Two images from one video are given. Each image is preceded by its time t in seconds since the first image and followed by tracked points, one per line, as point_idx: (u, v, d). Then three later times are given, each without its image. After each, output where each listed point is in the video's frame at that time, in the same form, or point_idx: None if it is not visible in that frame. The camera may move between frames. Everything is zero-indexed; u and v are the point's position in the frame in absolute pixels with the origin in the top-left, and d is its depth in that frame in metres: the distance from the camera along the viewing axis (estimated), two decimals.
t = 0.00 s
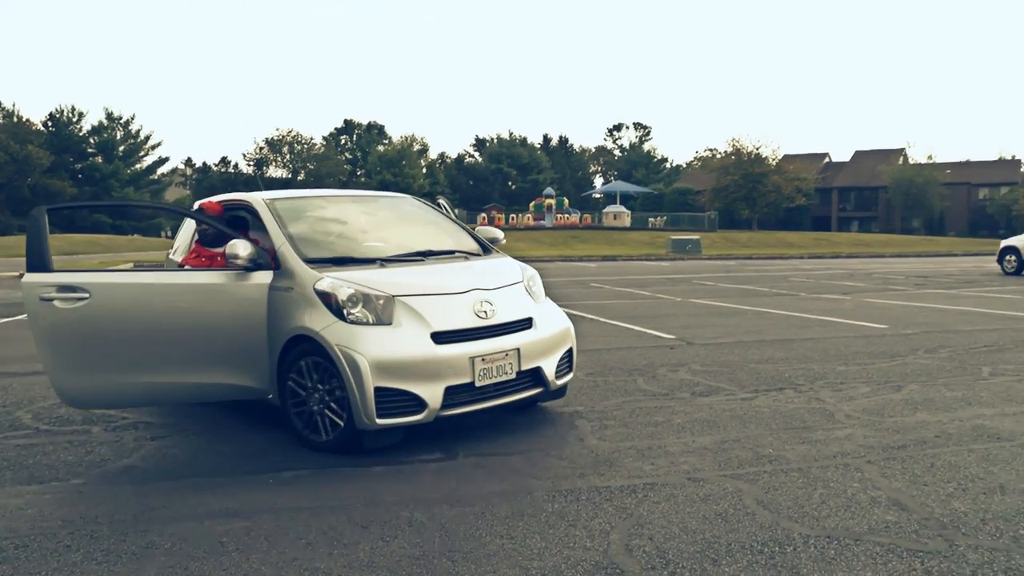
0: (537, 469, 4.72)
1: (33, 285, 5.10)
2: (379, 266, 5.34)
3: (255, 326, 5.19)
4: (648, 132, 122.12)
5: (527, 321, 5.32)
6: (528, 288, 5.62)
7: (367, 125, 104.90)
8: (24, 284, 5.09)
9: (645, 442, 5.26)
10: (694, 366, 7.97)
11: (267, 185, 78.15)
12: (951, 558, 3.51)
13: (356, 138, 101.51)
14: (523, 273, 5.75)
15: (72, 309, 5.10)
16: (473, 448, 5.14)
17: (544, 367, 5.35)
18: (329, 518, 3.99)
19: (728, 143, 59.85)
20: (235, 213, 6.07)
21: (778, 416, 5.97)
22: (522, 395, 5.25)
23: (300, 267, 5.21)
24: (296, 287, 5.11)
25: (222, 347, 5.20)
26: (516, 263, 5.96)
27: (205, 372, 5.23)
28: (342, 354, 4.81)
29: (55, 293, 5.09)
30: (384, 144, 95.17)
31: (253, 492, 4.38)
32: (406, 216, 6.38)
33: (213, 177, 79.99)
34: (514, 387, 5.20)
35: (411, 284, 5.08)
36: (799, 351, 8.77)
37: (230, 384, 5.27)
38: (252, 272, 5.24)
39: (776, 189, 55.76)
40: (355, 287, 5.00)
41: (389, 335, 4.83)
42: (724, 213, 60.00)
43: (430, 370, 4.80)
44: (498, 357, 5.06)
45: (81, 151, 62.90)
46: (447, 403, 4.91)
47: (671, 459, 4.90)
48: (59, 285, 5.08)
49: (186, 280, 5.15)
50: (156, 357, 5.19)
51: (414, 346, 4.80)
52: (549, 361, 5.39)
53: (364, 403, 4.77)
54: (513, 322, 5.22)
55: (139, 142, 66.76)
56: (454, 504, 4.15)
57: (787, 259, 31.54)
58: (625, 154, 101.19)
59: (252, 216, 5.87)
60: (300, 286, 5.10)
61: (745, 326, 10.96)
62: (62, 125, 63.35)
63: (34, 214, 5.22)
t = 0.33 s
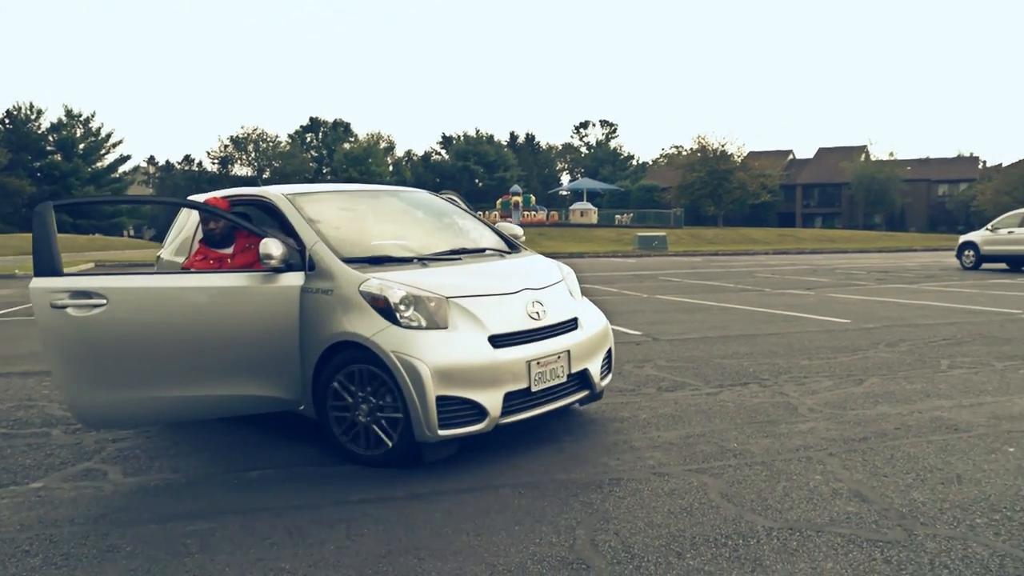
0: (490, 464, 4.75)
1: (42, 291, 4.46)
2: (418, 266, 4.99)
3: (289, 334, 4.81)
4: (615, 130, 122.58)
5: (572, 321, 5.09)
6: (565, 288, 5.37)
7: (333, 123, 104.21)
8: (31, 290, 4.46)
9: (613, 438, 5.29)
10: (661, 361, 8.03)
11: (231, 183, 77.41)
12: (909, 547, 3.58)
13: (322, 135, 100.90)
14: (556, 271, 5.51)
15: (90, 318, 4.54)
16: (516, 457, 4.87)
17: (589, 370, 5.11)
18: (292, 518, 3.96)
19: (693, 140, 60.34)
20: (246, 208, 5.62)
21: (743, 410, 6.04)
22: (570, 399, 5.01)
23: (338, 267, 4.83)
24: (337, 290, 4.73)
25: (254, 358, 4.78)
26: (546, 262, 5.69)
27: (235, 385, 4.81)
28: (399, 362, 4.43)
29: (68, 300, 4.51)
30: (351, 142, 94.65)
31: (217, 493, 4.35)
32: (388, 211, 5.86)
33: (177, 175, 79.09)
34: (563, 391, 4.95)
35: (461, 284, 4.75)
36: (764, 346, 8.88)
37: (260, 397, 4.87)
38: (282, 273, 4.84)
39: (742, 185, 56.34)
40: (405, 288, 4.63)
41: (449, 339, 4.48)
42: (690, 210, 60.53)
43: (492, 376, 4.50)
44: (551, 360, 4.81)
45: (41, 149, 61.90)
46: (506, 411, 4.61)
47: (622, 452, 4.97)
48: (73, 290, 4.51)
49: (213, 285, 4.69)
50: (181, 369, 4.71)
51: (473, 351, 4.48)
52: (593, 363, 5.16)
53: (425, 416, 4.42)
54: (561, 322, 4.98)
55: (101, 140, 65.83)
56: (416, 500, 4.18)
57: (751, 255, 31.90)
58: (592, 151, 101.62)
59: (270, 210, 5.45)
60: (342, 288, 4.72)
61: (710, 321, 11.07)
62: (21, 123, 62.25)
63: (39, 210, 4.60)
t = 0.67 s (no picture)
0: (523, 472, 4.61)
1: (61, 298, 4.22)
2: (463, 264, 4.73)
3: (324, 339, 4.52)
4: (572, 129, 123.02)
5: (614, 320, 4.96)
6: (602, 285, 5.20)
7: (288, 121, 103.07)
8: (51, 297, 4.21)
9: (572, 437, 5.31)
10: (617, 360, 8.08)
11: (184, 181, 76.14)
12: (857, 540, 3.66)
13: (277, 133, 99.77)
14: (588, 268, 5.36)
15: (115, 325, 4.28)
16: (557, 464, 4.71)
17: (632, 371, 5.00)
18: (249, 521, 3.90)
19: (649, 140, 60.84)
20: (251, 203, 5.27)
21: (697, 407, 6.11)
22: (616, 400, 4.89)
23: (381, 266, 4.54)
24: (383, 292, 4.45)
25: (287, 368, 4.50)
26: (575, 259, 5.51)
27: (267, 397, 4.53)
28: (464, 368, 4.20)
29: (91, 306, 4.25)
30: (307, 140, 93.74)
31: (167, 495, 4.30)
32: (406, 204, 5.48)
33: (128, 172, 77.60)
34: (611, 392, 4.82)
35: (517, 285, 4.54)
36: (717, 343, 9.00)
37: (294, 408, 4.58)
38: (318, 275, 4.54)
39: (697, 185, 56.94)
40: (460, 289, 4.37)
41: (511, 342, 4.28)
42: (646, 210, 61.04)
43: (554, 381, 4.33)
44: (602, 362, 4.67)
45: None
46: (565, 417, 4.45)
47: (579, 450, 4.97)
48: (97, 296, 4.25)
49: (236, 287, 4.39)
50: (210, 380, 4.44)
51: (535, 354, 4.29)
52: (635, 362, 5.04)
53: (494, 421, 4.22)
54: (607, 322, 4.85)
55: (48, 136, 64.30)
56: (377, 502, 4.14)
57: (706, 254, 32.27)
58: (550, 150, 101.91)
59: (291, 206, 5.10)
60: (390, 290, 4.43)
61: (666, 320, 11.17)
62: None
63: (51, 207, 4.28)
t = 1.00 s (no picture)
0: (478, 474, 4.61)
1: (108, 304, 4.04)
2: (511, 264, 4.58)
3: (375, 343, 4.34)
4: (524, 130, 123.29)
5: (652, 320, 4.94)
6: (633, 283, 5.16)
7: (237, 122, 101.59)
8: (97, 303, 4.02)
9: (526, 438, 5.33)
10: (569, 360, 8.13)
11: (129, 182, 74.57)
12: (802, 534, 3.73)
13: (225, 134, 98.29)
14: (618, 267, 5.30)
15: (165, 333, 4.08)
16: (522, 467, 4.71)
17: (668, 372, 4.98)
18: (196, 530, 3.85)
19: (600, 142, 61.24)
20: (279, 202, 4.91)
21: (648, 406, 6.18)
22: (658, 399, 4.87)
23: (434, 267, 4.34)
24: (443, 295, 4.25)
25: (340, 374, 4.32)
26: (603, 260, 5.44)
27: (317, 408, 4.34)
28: (538, 371, 4.05)
29: (140, 313, 4.06)
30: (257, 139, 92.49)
31: (112, 504, 4.21)
32: (441, 199, 5.33)
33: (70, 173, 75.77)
34: (656, 392, 4.79)
35: (574, 285, 4.43)
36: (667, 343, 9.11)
37: (344, 420, 4.40)
38: (358, 279, 4.34)
39: (647, 187, 57.55)
40: (525, 290, 4.23)
41: (581, 343, 4.16)
42: (597, 212, 61.50)
43: (620, 382, 4.25)
44: (651, 362, 4.63)
45: None
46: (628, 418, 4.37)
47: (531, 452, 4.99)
48: (147, 302, 4.06)
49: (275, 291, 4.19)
50: (261, 390, 4.25)
51: (603, 355, 4.21)
52: (669, 361, 5.02)
53: (570, 424, 4.10)
54: (648, 322, 4.82)
55: None
56: (334, 509, 4.09)
57: (658, 254, 32.62)
58: (502, 151, 102.03)
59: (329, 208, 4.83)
60: (448, 291, 4.25)
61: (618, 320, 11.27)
62: None
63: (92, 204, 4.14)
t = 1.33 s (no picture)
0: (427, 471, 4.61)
1: (190, 304, 3.77)
2: (564, 260, 4.50)
3: (441, 345, 4.16)
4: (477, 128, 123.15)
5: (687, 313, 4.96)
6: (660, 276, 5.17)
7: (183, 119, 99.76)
8: (177, 303, 3.75)
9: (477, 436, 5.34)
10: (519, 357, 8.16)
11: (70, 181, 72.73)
12: (749, 526, 3.79)
13: (171, 131, 96.41)
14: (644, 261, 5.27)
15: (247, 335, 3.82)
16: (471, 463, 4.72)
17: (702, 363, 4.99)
18: (141, 534, 3.79)
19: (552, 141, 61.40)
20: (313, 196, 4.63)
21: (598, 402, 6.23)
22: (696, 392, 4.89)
23: (499, 262, 4.21)
24: (514, 292, 4.13)
25: (409, 379, 4.12)
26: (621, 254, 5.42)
27: (386, 414, 4.13)
28: (621, 368, 4.02)
29: (221, 314, 3.79)
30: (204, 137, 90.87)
31: (52, 510, 4.12)
32: (465, 195, 5.17)
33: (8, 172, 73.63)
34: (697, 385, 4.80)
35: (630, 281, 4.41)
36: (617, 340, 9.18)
37: (411, 425, 4.19)
38: (422, 277, 4.15)
39: (598, 184, 57.92)
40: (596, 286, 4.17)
41: (652, 337, 4.16)
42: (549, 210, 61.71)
43: (686, 375, 4.27)
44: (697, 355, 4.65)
45: None
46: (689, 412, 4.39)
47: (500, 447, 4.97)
48: (231, 302, 3.81)
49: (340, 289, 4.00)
50: (337, 394, 4.01)
51: (671, 349, 4.22)
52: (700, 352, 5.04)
53: (652, 420, 4.08)
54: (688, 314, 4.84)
55: None
56: (287, 512, 4.04)
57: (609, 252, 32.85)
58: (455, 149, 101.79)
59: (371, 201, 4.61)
60: (519, 288, 4.14)
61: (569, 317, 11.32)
62: None
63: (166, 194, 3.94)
